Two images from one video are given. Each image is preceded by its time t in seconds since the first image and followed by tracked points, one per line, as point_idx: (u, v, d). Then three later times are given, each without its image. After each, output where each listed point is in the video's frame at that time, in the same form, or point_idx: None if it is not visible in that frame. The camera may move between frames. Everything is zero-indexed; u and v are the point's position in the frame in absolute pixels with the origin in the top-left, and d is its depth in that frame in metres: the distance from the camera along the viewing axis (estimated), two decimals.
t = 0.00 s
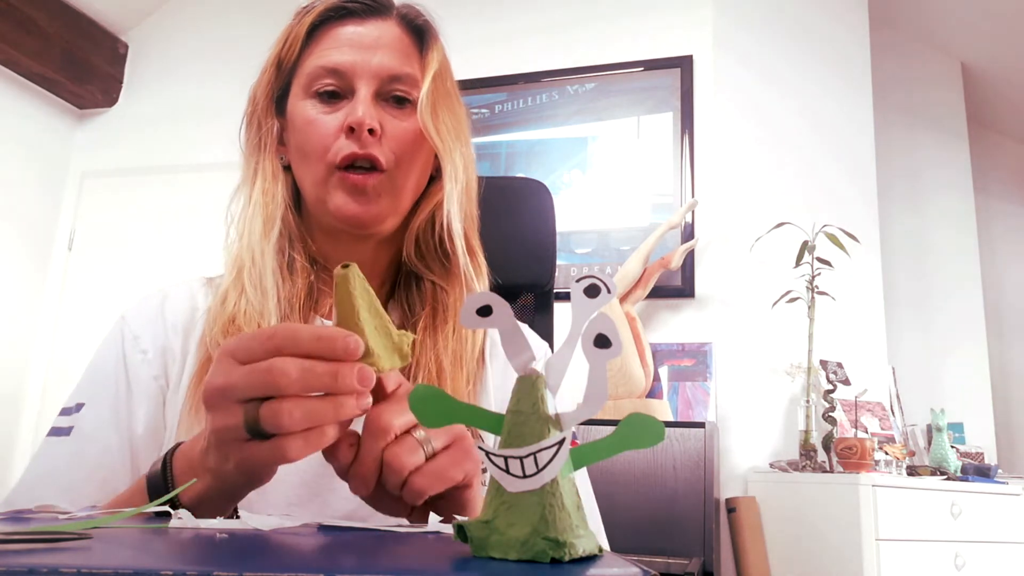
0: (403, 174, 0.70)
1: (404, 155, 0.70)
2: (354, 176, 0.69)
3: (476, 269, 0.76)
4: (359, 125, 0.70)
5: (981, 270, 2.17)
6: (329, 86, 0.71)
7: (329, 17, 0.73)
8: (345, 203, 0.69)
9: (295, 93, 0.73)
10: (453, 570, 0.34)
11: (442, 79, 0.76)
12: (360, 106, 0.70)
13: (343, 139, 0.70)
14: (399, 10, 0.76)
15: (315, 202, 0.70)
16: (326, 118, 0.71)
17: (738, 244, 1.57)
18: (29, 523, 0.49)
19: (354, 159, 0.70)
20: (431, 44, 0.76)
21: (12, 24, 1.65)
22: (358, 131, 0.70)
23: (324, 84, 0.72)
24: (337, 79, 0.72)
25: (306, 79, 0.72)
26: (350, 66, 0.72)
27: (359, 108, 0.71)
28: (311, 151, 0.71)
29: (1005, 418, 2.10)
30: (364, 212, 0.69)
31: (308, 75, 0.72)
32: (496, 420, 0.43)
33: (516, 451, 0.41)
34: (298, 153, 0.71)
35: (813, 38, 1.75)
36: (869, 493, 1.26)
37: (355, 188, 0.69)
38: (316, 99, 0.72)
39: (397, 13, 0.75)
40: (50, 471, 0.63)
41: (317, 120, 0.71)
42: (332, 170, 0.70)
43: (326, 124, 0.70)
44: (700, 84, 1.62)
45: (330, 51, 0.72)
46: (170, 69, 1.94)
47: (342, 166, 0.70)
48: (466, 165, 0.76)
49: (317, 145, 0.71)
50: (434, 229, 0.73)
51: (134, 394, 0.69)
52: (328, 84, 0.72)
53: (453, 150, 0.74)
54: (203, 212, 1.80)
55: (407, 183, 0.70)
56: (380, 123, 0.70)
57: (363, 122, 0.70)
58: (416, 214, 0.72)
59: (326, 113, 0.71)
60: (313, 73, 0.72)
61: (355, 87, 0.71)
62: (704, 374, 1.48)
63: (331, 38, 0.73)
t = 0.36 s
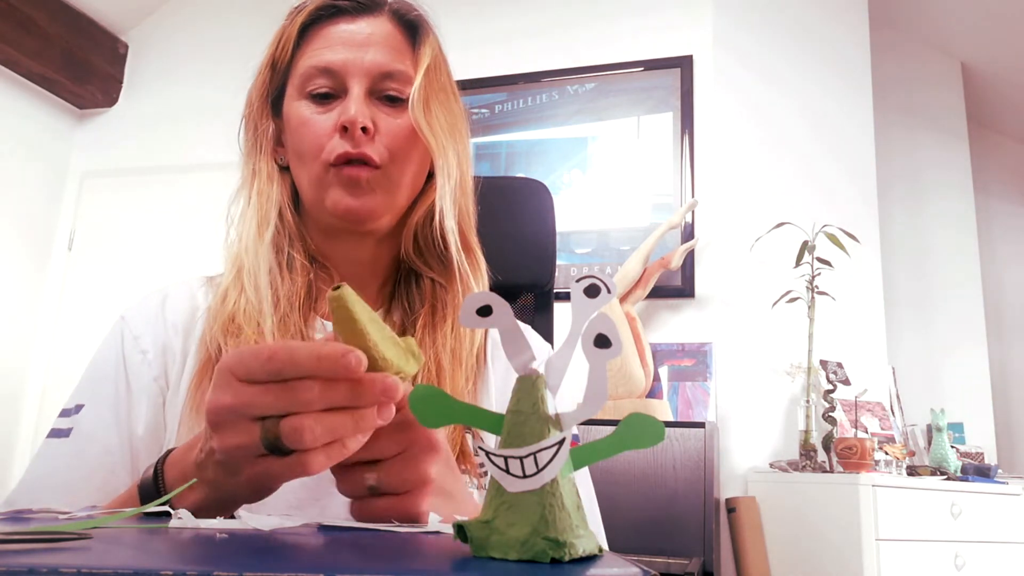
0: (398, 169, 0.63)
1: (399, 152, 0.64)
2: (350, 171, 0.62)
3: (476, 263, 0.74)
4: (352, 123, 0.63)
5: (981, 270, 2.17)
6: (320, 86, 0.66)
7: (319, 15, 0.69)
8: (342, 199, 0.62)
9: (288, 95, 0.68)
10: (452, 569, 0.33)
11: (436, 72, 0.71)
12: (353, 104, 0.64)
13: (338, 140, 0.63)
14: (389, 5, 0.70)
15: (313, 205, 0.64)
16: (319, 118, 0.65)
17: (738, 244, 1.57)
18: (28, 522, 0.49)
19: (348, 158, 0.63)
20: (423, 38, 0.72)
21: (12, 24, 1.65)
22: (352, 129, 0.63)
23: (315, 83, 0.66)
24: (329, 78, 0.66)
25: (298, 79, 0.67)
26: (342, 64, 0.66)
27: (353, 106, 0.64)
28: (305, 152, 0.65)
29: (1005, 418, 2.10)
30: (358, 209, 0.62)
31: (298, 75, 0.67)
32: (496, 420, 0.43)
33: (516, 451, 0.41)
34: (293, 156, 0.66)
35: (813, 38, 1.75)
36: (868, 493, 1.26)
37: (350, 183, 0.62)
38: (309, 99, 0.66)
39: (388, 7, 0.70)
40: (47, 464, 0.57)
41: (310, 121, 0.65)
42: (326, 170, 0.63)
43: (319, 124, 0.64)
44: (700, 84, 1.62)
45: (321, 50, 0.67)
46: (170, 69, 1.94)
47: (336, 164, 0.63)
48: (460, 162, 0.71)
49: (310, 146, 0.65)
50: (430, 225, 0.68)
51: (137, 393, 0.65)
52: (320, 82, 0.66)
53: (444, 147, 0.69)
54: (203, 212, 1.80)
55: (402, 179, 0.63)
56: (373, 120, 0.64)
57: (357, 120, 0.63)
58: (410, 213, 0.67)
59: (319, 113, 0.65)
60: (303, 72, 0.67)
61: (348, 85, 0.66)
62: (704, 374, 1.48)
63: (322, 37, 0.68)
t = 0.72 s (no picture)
0: (410, 163, 0.65)
1: (411, 145, 0.66)
2: (361, 163, 0.64)
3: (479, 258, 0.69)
4: (363, 116, 0.65)
5: (981, 269, 2.17)
6: (327, 82, 0.67)
7: (326, 11, 0.69)
8: (351, 192, 0.64)
9: (292, 90, 0.68)
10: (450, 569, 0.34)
11: (440, 68, 0.69)
12: (363, 98, 0.66)
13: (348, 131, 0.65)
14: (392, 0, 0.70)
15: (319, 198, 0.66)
16: (329, 113, 0.66)
17: (737, 244, 1.57)
18: (27, 523, 0.48)
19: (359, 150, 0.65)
20: (428, 35, 0.71)
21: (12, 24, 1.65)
22: (363, 122, 0.65)
23: (322, 80, 0.67)
24: (336, 74, 0.67)
25: (303, 74, 0.68)
26: (349, 59, 0.67)
27: (363, 100, 0.66)
28: (314, 147, 0.66)
29: (1005, 418, 2.10)
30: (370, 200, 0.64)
31: (305, 72, 0.68)
32: (496, 420, 0.42)
33: (516, 451, 0.40)
34: (299, 150, 0.67)
35: (812, 39, 1.75)
36: (868, 493, 1.26)
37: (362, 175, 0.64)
38: (315, 95, 0.67)
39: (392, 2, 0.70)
40: (37, 478, 0.56)
41: (317, 116, 0.67)
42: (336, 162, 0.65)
43: (329, 119, 0.66)
44: (700, 83, 1.62)
45: (327, 46, 0.68)
46: (170, 69, 1.95)
47: (347, 157, 0.65)
48: (465, 157, 0.68)
49: (319, 139, 0.66)
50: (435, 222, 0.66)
51: (121, 403, 0.61)
52: (326, 79, 0.67)
53: (452, 139, 0.67)
54: (204, 212, 1.80)
55: (416, 170, 0.66)
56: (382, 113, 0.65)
57: (366, 113, 0.65)
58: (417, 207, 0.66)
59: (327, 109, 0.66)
60: (310, 68, 0.68)
61: (356, 81, 0.66)
62: (704, 374, 1.48)
63: (327, 33, 0.68)
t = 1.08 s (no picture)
0: (413, 166, 0.63)
1: (412, 150, 0.63)
2: (362, 167, 0.61)
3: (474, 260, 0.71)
4: (364, 118, 0.62)
5: (980, 269, 2.17)
6: (330, 82, 0.65)
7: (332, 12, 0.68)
8: (351, 194, 0.61)
9: (294, 88, 0.67)
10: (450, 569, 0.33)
11: (443, 75, 0.70)
12: (366, 100, 0.63)
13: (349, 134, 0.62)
14: (399, 6, 0.70)
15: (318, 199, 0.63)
16: (330, 114, 0.64)
17: (738, 244, 1.57)
18: (27, 523, 0.48)
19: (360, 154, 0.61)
20: (433, 41, 0.71)
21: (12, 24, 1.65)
22: (364, 125, 0.62)
23: (325, 80, 0.65)
24: (340, 74, 0.65)
25: (306, 74, 0.67)
26: (354, 60, 0.65)
27: (364, 102, 0.63)
28: (315, 147, 0.64)
29: (1005, 418, 2.10)
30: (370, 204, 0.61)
31: (309, 71, 0.66)
32: (497, 421, 0.42)
33: (516, 451, 0.40)
34: (300, 150, 0.65)
35: (812, 38, 1.75)
36: (868, 493, 1.25)
37: (362, 178, 0.61)
38: (318, 95, 0.65)
39: (398, 8, 0.70)
40: (43, 481, 0.53)
41: (320, 116, 0.64)
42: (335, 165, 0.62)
43: (330, 120, 0.63)
44: (700, 83, 1.61)
45: (331, 46, 0.66)
46: (170, 69, 1.95)
47: (346, 159, 0.61)
48: (465, 162, 0.70)
49: (321, 140, 0.63)
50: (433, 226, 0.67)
51: (121, 404, 0.59)
52: (330, 78, 0.65)
53: (452, 146, 0.68)
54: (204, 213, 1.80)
55: (417, 173, 0.63)
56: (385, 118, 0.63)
57: (369, 116, 0.62)
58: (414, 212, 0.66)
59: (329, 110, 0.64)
60: (314, 67, 0.66)
61: (359, 82, 0.64)
62: (704, 374, 1.48)
63: (332, 34, 0.67)
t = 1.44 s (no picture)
0: (415, 171, 0.63)
1: (417, 154, 0.63)
2: (368, 168, 0.61)
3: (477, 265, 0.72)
4: (372, 123, 0.62)
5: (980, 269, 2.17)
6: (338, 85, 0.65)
7: (341, 15, 0.68)
8: (356, 196, 0.61)
9: (302, 91, 0.67)
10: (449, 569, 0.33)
11: (450, 79, 0.70)
12: (373, 104, 0.63)
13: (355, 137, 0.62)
14: (408, 11, 0.70)
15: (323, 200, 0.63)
16: (336, 117, 0.64)
17: (738, 244, 1.57)
18: (27, 522, 0.47)
19: (366, 155, 0.61)
20: (441, 48, 0.72)
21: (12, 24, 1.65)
22: (371, 129, 0.62)
23: (332, 83, 0.65)
24: (347, 77, 0.65)
25: (313, 76, 0.67)
26: (362, 64, 0.65)
27: (372, 106, 0.63)
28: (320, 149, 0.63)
29: (1006, 418, 2.10)
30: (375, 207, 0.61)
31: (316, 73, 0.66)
32: (496, 421, 0.42)
33: (515, 451, 0.40)
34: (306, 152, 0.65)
35: (812, 38, 1.75)
36: (868, 493, 1.25)
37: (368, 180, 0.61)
38: (326, 97, 0.65)
39: (407, 13, 0.70)
40: (47, 478, 0.53)
41: (326, 120, 0.64)
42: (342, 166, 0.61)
43: (336, 122, 0.63)
44: (700, 83, 1.62)
45: (340, 50, 0.66)
46: (170, 70, 1.95)
47: (353, 160, 0.61)
48: (470, 167, 0.71)
49: (327, 142, 0.63)
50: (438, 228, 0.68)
51: (125, 404, 0.59)
52: (337, 81, 0.65)
53: (458, 151, 0.69)
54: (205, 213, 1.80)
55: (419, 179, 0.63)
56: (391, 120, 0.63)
57: (375, 120, 0.62)
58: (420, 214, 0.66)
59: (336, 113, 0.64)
60: (321, 70, 0.66)
61: (366, 86, 0.64)
62: (704, 374, 1.48)
63: (340, 37, 0.67)
